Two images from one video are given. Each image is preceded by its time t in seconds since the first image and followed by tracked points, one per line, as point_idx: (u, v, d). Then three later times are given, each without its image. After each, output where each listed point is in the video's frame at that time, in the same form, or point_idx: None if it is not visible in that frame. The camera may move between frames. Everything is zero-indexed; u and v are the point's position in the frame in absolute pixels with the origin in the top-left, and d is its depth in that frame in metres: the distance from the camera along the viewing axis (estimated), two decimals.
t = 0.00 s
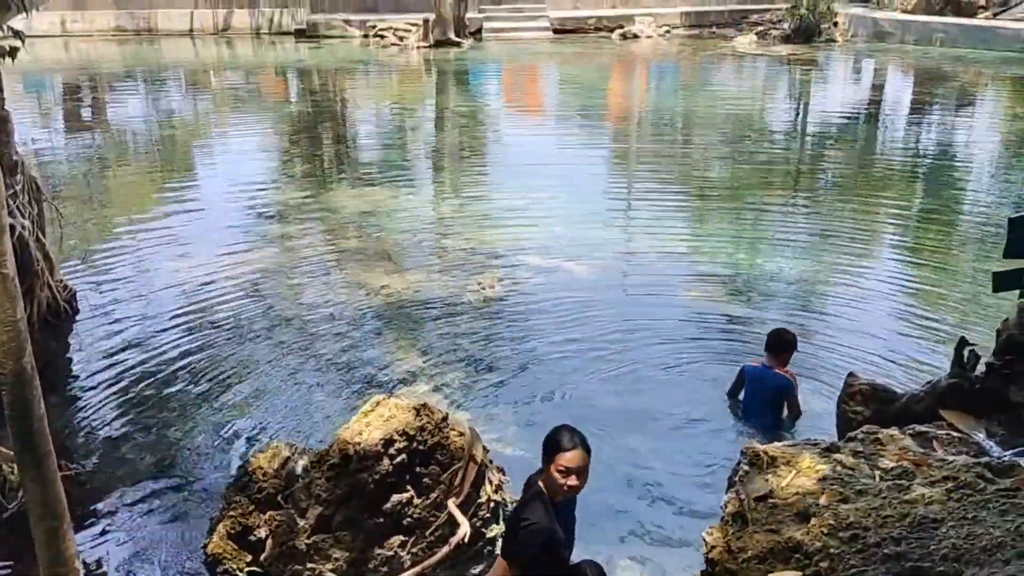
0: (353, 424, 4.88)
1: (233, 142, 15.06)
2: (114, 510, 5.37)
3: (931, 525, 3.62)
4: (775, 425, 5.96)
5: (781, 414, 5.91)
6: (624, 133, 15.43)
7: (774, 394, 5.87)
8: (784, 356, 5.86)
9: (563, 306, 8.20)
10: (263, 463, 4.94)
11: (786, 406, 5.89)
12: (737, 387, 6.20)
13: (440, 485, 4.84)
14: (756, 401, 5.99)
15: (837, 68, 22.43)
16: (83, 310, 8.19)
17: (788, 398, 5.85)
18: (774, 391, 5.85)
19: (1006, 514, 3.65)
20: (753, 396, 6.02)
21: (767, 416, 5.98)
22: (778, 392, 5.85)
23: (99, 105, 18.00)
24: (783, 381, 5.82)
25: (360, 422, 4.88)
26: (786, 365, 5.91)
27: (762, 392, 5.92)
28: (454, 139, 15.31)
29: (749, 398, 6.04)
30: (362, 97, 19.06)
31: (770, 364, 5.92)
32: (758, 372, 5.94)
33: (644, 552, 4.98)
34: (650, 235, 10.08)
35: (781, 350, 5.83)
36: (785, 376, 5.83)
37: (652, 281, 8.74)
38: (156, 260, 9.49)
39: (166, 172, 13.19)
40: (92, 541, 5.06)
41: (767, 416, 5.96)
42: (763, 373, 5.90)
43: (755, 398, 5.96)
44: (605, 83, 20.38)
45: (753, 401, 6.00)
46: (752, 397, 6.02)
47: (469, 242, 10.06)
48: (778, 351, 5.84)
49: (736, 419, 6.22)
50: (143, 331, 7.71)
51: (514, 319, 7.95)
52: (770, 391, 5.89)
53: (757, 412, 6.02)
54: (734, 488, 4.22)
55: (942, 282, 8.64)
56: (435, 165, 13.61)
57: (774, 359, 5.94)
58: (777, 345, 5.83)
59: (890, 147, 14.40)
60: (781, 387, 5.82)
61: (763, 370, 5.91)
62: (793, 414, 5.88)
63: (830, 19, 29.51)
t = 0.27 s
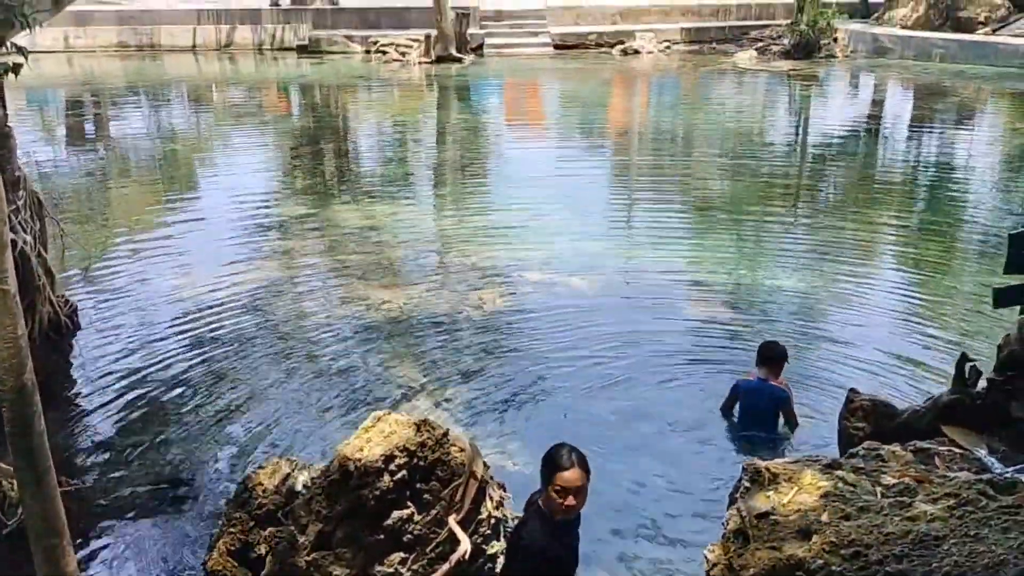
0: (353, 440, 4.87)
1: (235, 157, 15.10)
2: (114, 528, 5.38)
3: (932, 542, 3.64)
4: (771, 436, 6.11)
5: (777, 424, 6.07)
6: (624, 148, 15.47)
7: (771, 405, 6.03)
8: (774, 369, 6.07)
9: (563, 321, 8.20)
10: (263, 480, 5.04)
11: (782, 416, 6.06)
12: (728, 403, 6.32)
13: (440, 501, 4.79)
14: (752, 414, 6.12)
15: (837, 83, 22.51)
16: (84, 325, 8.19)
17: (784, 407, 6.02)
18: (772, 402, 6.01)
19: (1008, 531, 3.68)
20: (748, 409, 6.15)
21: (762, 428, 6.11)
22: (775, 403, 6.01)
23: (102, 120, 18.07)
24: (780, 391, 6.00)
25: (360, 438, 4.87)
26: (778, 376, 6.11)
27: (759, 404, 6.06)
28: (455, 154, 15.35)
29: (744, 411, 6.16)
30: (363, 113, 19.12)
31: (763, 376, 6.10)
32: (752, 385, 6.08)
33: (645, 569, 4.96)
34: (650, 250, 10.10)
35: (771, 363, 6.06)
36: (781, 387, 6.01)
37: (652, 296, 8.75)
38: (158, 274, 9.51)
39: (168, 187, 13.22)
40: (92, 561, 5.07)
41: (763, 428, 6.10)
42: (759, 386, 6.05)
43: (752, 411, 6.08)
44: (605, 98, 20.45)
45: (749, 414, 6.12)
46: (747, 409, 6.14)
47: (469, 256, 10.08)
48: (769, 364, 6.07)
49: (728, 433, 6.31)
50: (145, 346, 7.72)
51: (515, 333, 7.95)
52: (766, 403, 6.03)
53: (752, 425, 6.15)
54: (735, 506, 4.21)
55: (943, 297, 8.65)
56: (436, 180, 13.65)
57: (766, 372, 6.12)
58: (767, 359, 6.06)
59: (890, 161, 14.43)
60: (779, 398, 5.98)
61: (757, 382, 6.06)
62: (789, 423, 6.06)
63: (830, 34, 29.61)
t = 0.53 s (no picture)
0: (353, 457, 4.85)
1: (236, 173, 15.13)
2: (111, 544, 5.36)
3: (934, 560, 3.62)
4: (769, 447, 6.12)
5: (775, 435, 6.09)
6: (624, 163, 15.50)
7: (768, 416, 6.05)
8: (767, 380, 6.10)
9: (563, 336, 8.20)
10: (262, 496, 5.02)
11: (779, 427, 6.08)
12: (724, 416, 6.32)
13: (440, 518, 4.78)
14: (749, 426, 6.12)
15: (836, 99, 22.59)
16: (84, 340, 8.19)
17: (781, 418, 6.04)
18: (769, 413, 6.02)
19: (1010, 549, 3.67)
20: (745, 421, 6.15)
21: (760, 440, 6.12)
22: (772, 414, 6.03)
23: (104, 136, 18.12)
24: (776, 402, 6.02)
25: (359, 455, 4.84)
26: (772, 388, 6.14)
27: (756, 416, 6.06)
28: (456, 170, 15.39)
29: (740, 423, 6.17)
30: (364, 129, 19.17)
31: (758, 388, 6.11)
32: (746, 398, 6.10)
33: None
34: (650, 266, 10.10)
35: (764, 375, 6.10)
36: (776, 397, 6.04)
37: (652, 312, 8.75)
38: (158, 289, 9.52)
39: (169, 202, 13.25)
40: None
41: (761, 439, 6.11)
42: (755, 398, 6.06)
43: (750, 423, 6.09)
44: (605, 114, 20.50)
45: (746, 428, 6.13)
46: (744, 422, 6.14)
47: (470, 272, 10.09)
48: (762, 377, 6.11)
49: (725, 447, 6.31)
50: (144, 361, 7.72)
51: (514, 349, 7.95)
52: (763, 414, 6.05)
53: (749, 437, 6.16)
54: (736, 524, 4.19)
55: (943, 314, 8.64)
56: (436, 196, 13.68)
57: (760, 384, 6.14)
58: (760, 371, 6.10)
59: (890, 178, 14.45)
60: (776, 408, 6.00)
61: (753, 394, 6.07)
62: (786, 433, 6.08)
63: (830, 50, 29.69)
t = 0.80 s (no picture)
0: (353, 475, 4.86)
1: (237, 189, 15.18)
2: (111, 561, 5.35)
3: None
4: (769, 462, 6.10)
5: (775, 450, 6.07)
6: (624, 180, 15.53)
7: (768, 432, 6.02)
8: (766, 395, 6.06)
9: (563, 353, 8.20)
10: (262, 515, 5.01)
11: (779, 442, 6.05)
12: (724, 431, 6.29)
13: (440, 537, 4.75)
14: (749, 441, 6.10)
15: (836, 116, 22.66)
16: (84, 357, 8.17)
17: (781, 434, 6.01)
18: (769, 428, 5.99)
19: (1013, 569, 3.66)
20: (745, 436, 6.13)
21: (760, 455, 6.10)
22: (773, 430, 6.00)
23: (105, 153, 18.17)
24: (776, 418, 5.99)
25: (360, 474, 4.86)
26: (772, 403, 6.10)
27: (756, 431, 6.04)
28: (456, 187, 15.42)
29: (740, 439, 6.14)
30: (365, 146, 19.23)
31: (759, 403, 6.08)
32: (746, 414, 6.07)
33: None
34: (650, 282, 10.11)
35: (763, 390, 6.06)
36: (777, 413, 6.00)
37: (653, 328, 8.74)
38: (159, 306, 9.52)
39: (170, 219, 13.28)
40: None
41: (762, 455, 6.08)
42: (755, 413, 6.03)
43: (750, 438, 6.06)
44: (605, 131, 20.57)
45: (746, 444, 6.10)
46: (744, 437, 6.12)
47: (470, 288, 10.09)
48: (761, 392, 6.07)
49: (725, 461, 6.28)
50: (144, 378, 7.71)
51: (515, 365, 7.94)
52: (764, 430, 6.02)
53: (749, 452, 6.14)
54: (737, 543, 4.18)
55: (944, 331, 8.62)
56: (437, 212, 13.70)
57: (761, 399, 6.11)
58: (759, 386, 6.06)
59: (890, 194, 14.48)
60: (776, 424, 5.97)
61: (753, 410, 6.04)
62: (786, 449, 6.05)
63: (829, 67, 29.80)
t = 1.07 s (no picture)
0: (352, 489, 4.85)
1: (237, 203, 15.19)
2: None
3: None
4: (770, 473, 6.11)
5: (777, 461, 6.08)
6: (624, 193, 15.54)
7: (772, 442, 6.03)
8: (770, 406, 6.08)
9: (564, 366, 8.18)
10: (261, 529, 5.02)
11: (782, 453, 6.06)
12: (726, 440, 6.29)
13: (440, 551, 4.74)
14: (752, 451, 6.10)
15: (835, 128, 22.71)
16: (84, 370, 8.17)
17: (785, 445, 6.02)
18: (773, 440, 6.00)
19: None
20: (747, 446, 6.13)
21: (762, 465, 6.10)
22: (776, 441, 6.01)
23: (106, 166, 18.19)
24: (780, 428, 6.00)
25: (359, 488, 4.84)
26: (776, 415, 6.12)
27: (760, 441, 6.04)
28: (456, 200, 15.43)
29: (743, 449, 6.15)
30: (365, 159, 19.25)
31: (763, 414, 6.09)
32: (750, 423, 6.08)
33: None
34: (651, 295, 10.11)
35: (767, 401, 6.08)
36: (782, 424, 6.02)
37: (653, 341, 8.74)
38: (158, 319, 9.51)
39: (170, 232, 13.29)
40: None
41: (763, 465, 6.09)
42: (759, 423, 6.03)
43: (753, 448, 6.07)
44: (604, 144, 20.61)
45: (749, 454, 6.11)
46: (746, 447, 6.12)
47: (470, 302, 10.09)
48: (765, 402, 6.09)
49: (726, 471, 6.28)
50: (143, 392, 7.70)
51: (515, 379, 7.93)
52: (767, 440, 6.03)
53: (751, 462, 6.14)
54: (738, 558, 4.20)
55: (945, 344, 8.60)
56: (437, 225, 13.72)
57: (765, 409, 6.12)
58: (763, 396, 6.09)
59: (889, 207, 14.49)
60: (780, 436, 5.98)
61: (757, 420, 6.06)
62: (789, 461, 6.06)
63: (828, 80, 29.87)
